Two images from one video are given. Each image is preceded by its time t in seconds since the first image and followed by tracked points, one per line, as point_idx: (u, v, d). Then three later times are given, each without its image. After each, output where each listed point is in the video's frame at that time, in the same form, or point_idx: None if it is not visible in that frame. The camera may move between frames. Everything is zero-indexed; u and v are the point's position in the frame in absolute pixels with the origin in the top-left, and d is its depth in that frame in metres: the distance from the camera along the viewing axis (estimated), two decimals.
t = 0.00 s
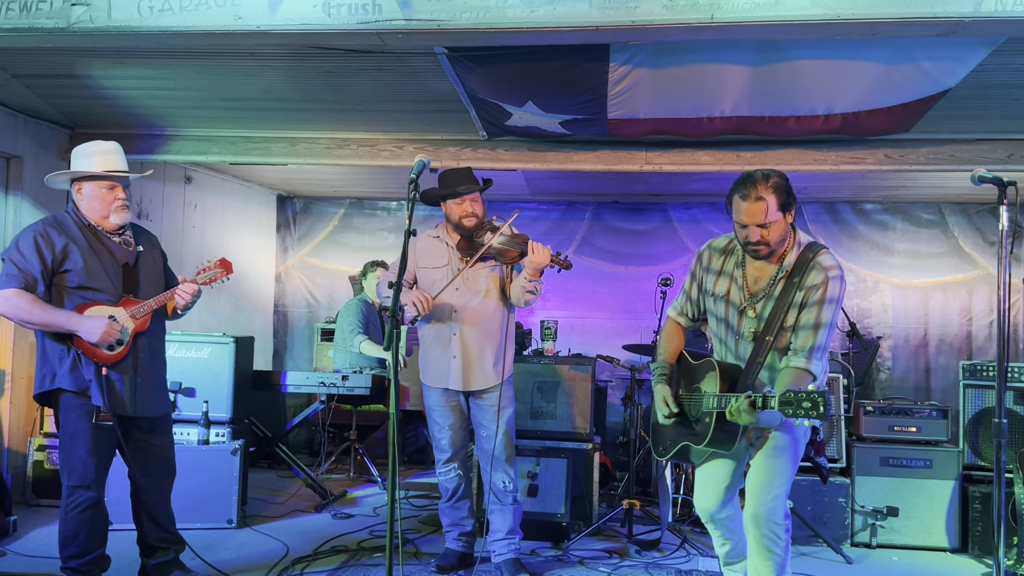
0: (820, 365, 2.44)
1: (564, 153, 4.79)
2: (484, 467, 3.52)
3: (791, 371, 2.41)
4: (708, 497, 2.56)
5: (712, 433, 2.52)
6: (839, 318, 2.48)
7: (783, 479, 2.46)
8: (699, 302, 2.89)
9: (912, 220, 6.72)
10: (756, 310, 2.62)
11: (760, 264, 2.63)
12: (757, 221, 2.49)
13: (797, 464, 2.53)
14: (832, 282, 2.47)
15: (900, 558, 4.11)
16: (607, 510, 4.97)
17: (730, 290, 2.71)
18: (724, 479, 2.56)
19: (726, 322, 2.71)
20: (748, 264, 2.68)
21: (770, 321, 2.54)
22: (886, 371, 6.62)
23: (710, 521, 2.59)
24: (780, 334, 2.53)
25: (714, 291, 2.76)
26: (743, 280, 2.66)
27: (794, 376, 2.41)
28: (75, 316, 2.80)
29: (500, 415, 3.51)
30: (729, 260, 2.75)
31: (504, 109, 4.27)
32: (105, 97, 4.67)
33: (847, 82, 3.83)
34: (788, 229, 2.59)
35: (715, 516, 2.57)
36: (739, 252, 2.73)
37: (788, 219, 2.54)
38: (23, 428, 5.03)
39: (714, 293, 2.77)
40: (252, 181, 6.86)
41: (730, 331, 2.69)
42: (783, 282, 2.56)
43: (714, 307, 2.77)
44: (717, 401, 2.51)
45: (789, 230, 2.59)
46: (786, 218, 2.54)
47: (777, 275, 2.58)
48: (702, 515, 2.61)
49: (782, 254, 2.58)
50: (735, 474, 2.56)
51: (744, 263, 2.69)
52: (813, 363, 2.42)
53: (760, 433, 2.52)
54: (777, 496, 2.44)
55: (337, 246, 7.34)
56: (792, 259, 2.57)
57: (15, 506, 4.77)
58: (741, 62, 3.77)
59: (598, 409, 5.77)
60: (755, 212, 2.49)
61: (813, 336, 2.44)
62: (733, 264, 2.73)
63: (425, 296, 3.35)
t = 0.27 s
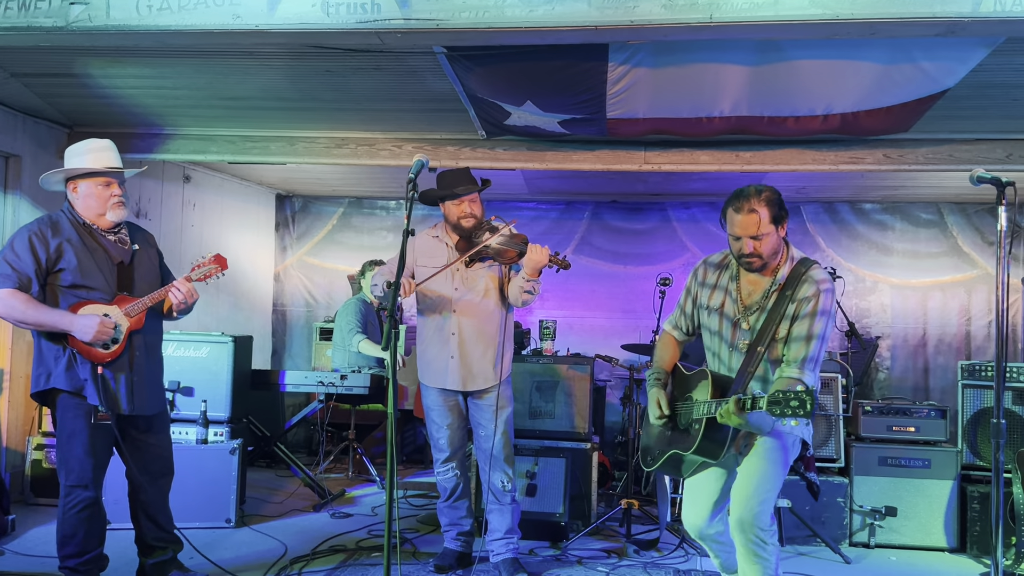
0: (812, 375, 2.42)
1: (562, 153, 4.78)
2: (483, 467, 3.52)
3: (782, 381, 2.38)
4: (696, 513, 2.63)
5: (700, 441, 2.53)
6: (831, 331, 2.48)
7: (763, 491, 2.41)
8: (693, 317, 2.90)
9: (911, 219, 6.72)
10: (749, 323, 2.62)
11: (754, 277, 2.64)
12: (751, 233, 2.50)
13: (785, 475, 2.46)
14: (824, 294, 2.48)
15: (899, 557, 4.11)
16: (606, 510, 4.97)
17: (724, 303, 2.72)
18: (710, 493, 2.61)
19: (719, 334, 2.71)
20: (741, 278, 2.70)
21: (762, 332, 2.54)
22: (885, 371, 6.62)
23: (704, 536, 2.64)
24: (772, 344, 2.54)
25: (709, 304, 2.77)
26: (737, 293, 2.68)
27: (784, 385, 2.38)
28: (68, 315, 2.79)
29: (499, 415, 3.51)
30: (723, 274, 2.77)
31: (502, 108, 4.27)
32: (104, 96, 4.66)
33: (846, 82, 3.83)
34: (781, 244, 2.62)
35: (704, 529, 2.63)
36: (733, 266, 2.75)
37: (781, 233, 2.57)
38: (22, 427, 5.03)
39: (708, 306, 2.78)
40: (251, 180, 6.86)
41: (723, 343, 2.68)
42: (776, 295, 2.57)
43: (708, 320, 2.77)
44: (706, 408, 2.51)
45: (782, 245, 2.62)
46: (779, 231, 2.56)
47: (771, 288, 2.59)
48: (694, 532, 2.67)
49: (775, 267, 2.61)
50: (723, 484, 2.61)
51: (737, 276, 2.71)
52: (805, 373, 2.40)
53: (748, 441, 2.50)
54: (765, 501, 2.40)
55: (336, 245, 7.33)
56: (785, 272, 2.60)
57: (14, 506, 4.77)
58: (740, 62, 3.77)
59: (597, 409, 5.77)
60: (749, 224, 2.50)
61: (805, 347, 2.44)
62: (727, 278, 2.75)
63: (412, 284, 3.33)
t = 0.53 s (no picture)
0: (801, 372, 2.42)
1: (562, 152, 4.78)
2: (482, 467, 3.52)
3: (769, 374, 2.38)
4: (689, 519, 2.67)
5: (690, 435, 2.56)
6: (819, 331, 2.48)
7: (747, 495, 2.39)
8: (687, 325, 2.94)
9: (910, 220, 6.72)
10: (739, 325, 2.65)
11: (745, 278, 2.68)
12: (742, 235, 2.55)
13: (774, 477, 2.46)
14: (811, 295, 2.50)
15: (898, 558, 4.11)
16: (605, 510, 4.96)
17: (716, 307, 2.75)
18: (702, 497, 2.65)
19: (711, 338, 2.73)
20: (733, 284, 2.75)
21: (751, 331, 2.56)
22: (884, 371, 6.62)
23: (700, 544, 2.66)
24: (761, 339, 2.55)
25: (701, 310, 2.81)
26: (729, 298, 2.72)
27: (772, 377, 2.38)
28: (64, 316, 2.79)
29: (497, 415, 3.50)
30: (716, 281, 2.82)
31: (501, 107, 4.27)
32: (103, 96, 4.66)
33: (846, 82, 3.83)
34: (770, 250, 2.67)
35: (696, 534, 2.65)
36: (726, 273, 2.81)
37: (771, 237, 2.61)
38: (21, 427, 5.03)
39: (700, 312, 2.81)
40: (250, 179, 6.85)
41: (714, 345, 2.70)
42: (766, 296, 2.60)
43: (701, 325, 2.80)
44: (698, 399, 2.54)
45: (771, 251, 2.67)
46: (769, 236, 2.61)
47: (761, 291, 2.64)
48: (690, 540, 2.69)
49: (765, 270, 2.66)
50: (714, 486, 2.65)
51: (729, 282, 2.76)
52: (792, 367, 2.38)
53: (737, 438, 2.54)
54: (753, 495, 2.39)
55: (335, 244, 7.33)
56: (775, 276, 2.65)
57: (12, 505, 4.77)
58: (739, 61, 3.76)
59: (597, 409, 5.76)
60: (739, 227, 2.54)
61: (792, 342, 2.44)
62: (720, 284, 2.80)
63: (422, 274, 3.29)
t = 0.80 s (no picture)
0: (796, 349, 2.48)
1: (561, 152, 4.77)
2: (480, 466, 3.52)
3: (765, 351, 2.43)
4: (683, 502, 2.70)
5: (687, 416, 2.56)
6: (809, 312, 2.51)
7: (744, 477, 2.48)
8: (680, 315, 2.95)
9: (909, 220, 6.72)
10: (730, 309, 2.68)
11: (734, 264, 2.73)
12: (732, 219, 2.61)
13: (767, 463, 2.53)
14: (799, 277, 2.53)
15: (896, 558, 4.11)
16: (603, 510, 4.96)
17: (709, 295, 2.78)
18: (698, 482, 2.68)
19: (703, 323, 2.75)
20: (723, 271, 2.79)
21: (743, 314, 2.59)
22: (883, 371, 6.62)
23: (693, 527, 2.70)
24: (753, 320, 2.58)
25: (694, 298, 2.83)
26: (720, 285, 2.75)
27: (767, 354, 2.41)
28: (69, 328, 2.79)
29: (495, 415, 3.50)
30: (707, 271, 2.84)
31: (500, 107, 4.26)
32: (102, 95, 4.65)
33: (845, 82, 3.83)
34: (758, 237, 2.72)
35: (692, 518, 2.69)
36: (717, 262, 2.84)
37: (758, 224, 2.67)
38: (19, 426, 5.02)
39: (693, 301, 2.84)
40: (249, 179, 6.85)
41: (706, 330, 2.73)
42: (756, 282, 2.64)
43: (694, 313, 2.82)
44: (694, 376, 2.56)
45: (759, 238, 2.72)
46: (757, 222, 2.67)
47: (750, 277, 2.67)
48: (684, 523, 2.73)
49: (754, 257, 2.70)
50: (710, 470, 2.69)
51: (719, 269, 2.79)
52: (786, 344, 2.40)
53: (732, 423, 2.58)
54: (750, 477, 2.47)
55: (334, 244, 7.32)
56: (764, 262, 2.69)
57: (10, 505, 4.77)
58: (738, 61, 3.76)
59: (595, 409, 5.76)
60: (727, 211, 2.61)
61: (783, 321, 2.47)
62: (711, 274, 2.82)
63: (433, 267, 3.30)
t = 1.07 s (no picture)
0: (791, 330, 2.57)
1: (560, 152, 4.77)
2: (480, 466, 3.52)
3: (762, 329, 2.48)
4: (683, 482, 2.77)
5: (688, 397, 2.61)
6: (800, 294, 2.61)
7: (748, 463, 2.58)
8: (673, 303, 3.03)
9: (908, 220, 6.73)
10: (724, 293, 2.77)
11: (727, 249, 2.82)
12: (726, 201, 2.73)
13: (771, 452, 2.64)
14: (790, 259, 2.63)
15: (896, 557, 4.11)
16: (603, 509, 4.96)
17: (702, 281, 2.86)
18: (699, 465, 2.75)
19: (698, 309, 2.84)
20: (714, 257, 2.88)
21: (737, 296, 2.68)
22: (881, 371, 6.63)
23: (691, 506, 2.79)
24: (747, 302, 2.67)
25: (687, 285, 2.91)
26: (713, 270, 2.83)
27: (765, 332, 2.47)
28: (103, 315, 2.81)
29: (494, 415, 3.50)
30: (699, 259, 2.93)
31: (500, 106, 4.26)
32: (101, 94, 4.65)
33: (844, 82, 3.83)
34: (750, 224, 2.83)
35: (694, 500, 2.78)
36: (708, 250, 2.93)
37: (752, 210, 2.79)
38: (17, 425, 5.02)
39: (687, 288, 2.92)
40: (247, 178, 6.84)
41: (702, 315, 2.81)
42: (748, 266, 2.73)
43: (688, 300, 2.90)
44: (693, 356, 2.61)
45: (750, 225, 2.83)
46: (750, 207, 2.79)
47: (742, 261, 2.76)
48: (684, 503, 2.81)
49: (745, 242, 2.80)
50: (711, 455, 2.77)
51: (711, 255, 2.88)
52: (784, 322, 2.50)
53: (733, 411, 2.64)
54: (756, 465, 2.58)
55: (333, 244, 7.32)
56: (754, 247, 2.79)
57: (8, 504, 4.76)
58: (737, 61, 3.77)
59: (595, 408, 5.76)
60: (721, 193, 2.73)
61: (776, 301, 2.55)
62: (703, 261, 2.91)
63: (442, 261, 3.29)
